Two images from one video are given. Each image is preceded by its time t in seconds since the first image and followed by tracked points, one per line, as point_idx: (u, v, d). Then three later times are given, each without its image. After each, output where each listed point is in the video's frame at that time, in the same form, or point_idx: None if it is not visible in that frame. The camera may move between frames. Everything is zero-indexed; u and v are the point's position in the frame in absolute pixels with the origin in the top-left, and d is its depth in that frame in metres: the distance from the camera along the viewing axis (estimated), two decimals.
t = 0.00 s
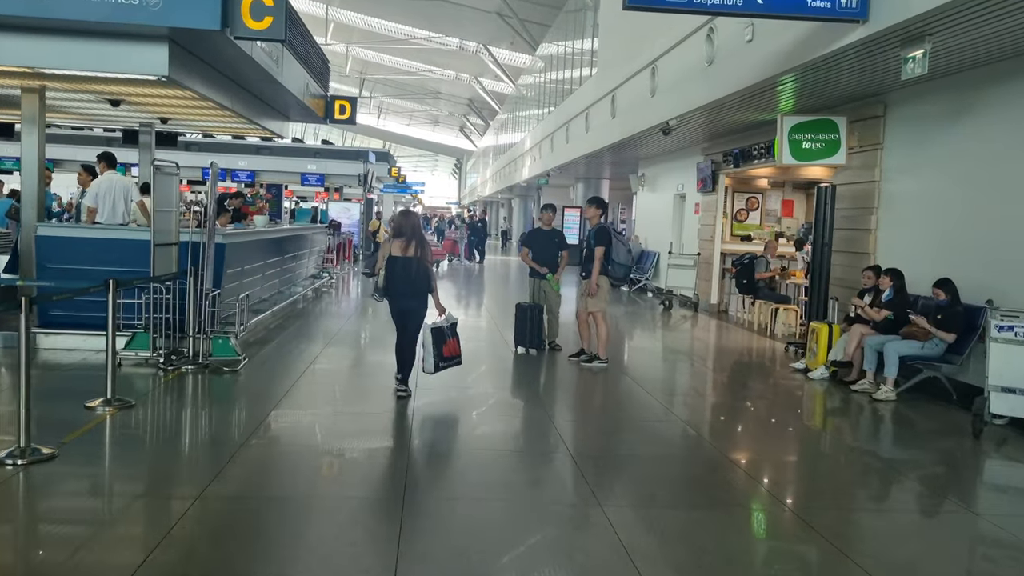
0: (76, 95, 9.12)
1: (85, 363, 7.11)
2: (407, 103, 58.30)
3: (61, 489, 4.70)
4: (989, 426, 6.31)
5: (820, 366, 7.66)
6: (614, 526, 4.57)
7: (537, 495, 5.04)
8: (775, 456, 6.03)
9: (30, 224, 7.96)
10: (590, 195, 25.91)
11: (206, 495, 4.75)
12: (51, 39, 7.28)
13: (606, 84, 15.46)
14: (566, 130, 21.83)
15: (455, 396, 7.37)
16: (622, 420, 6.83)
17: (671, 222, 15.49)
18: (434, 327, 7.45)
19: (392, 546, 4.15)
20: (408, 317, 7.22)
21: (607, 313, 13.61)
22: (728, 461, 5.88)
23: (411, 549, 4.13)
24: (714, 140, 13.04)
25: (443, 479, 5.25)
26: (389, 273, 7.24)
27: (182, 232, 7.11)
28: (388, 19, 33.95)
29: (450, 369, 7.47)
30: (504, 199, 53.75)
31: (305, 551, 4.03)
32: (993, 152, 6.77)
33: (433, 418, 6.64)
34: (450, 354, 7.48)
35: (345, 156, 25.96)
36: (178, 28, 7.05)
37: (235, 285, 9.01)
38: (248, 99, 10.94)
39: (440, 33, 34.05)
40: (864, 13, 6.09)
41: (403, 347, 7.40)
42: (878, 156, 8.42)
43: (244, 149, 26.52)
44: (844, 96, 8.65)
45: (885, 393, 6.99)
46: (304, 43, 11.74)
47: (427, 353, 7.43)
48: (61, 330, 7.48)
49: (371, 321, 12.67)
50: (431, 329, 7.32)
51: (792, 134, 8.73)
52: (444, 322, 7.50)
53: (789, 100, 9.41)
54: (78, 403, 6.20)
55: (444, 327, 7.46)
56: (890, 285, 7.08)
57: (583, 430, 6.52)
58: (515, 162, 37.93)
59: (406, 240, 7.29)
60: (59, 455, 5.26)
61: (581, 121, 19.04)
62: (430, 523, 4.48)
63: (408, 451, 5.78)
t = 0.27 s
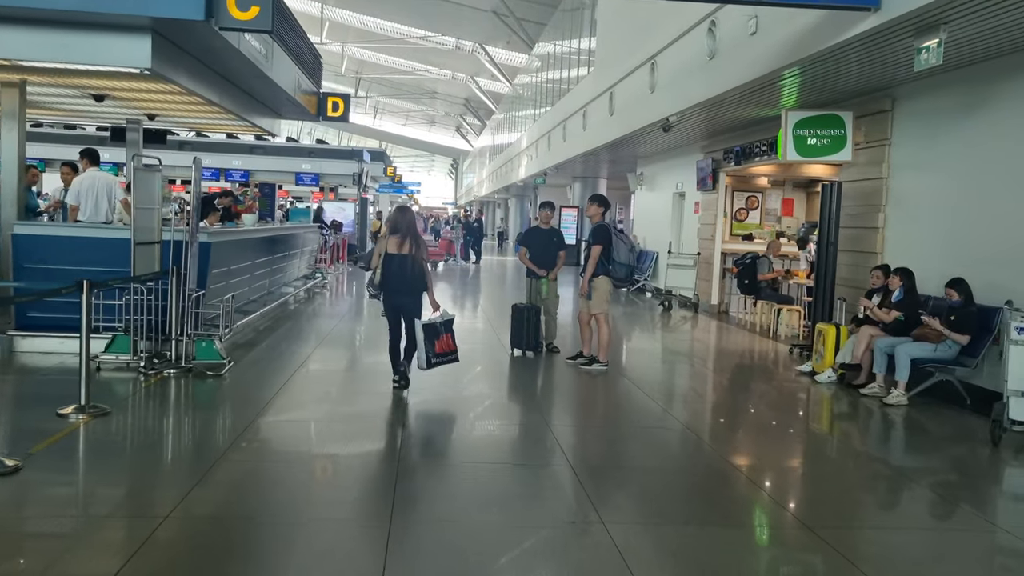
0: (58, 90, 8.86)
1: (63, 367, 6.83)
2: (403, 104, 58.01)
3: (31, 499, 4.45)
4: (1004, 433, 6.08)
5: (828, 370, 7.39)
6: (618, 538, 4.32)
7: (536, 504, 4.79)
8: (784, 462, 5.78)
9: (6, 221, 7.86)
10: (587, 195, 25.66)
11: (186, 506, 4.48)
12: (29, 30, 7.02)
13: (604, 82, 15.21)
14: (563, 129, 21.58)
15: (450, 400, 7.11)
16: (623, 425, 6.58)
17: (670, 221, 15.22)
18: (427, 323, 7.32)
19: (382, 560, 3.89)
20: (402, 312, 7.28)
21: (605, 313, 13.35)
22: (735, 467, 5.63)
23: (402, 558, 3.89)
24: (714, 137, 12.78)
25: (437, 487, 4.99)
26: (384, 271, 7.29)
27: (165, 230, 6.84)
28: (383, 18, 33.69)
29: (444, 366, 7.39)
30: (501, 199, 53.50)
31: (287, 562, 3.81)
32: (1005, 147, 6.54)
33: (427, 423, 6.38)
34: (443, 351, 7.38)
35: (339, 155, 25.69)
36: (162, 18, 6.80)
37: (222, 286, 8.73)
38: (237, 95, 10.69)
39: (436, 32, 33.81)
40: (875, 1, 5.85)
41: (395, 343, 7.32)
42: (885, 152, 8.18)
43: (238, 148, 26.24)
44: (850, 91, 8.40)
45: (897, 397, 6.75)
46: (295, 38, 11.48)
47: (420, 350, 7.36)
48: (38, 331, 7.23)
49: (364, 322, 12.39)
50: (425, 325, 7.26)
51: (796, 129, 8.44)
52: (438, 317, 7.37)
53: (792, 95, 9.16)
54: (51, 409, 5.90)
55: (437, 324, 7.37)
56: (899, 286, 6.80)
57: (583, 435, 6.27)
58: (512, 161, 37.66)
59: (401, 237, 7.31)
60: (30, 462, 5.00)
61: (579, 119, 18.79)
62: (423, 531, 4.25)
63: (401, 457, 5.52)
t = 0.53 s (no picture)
0: (38, 89, 8.57)
1: (37, 379, 6.52)
2: (397, 105, 57.74)
3: None
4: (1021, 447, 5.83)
5: (836, 380, 7.14)
6: (622, 565, 4.05)
7: (535, 527, 4.52)
8: (793, 479, 5.52)
9: None
10: (583, 197, 25.41)
11: (162, 532, 4.20)
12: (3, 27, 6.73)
13: (601, 82, 14.96)
14: (559, 130, 21.32)
15: (444, 412, 6.84)
16: (623, 438, 6.31)
17: (668, 224, 14.97)
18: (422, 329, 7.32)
19: None
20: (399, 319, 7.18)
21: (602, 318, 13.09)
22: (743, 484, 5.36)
23: None
24: (713, 139, 12.54)
25: (430, 509, 4.72)
26: (379, 278, 7.11)
27: (144, 235, 6.55)
28: (377, 19, 33.40)
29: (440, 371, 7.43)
30: (496, 200, 53.25)
31: None
32: (1020, 149, 6.30)
33: (420, 437, 6.11)
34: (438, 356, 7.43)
35: (332, 157, 25.40)
36: (142, 15, 6.52)
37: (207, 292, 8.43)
38: (224, 96, 10.42)
39: (430, 33, 33.54)
40: None
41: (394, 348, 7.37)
42: (891, 154, 7.93)
43: (230, 150, 25.94)
44: (856, 92, 8.15)
45: (909, 410, 6.49)
46: (284, 37, 11.21)
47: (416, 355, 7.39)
48: (12, 341, 6.94)
49: (356, 327, 12.11)
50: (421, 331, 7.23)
51: (801, 130, 8.17)
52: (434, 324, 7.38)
53: (795, 95, 8.91)
54: (21, 425, 5.55)
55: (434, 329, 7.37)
56: (909, 293, 6.54)
57: (582, 450, 6.00)
58: (507, 163, 37.41)
59: (398, 243, 7.19)
60: None
61: (575, 120, 18.53)
62: (413, 560, 3.98)
63: (392, 476, 5.25)
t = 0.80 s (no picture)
0: (20, 83, 8.30)
1: (14, 383, 6.26)
2: (391, 104, 57.43)
3: None
4: None
5: (848, 383, 6.89)
6: None
7: (539, 537, 4.27)
8: (807, 487, 5.27)
9: None
10: (579, 196, 25.14)
11: (143, 545, 3.93)
12: None
13: (598, 79, 14.72)
14: (555, 128, 21.08)
15: (441, 415, 6.59)
16: (626, 443, 6.06)
17: (667, 223, 14.73)
18: (426, 324, 7.41)
19: None
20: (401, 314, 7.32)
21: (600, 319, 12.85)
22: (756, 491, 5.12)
23: None
24: (713, 136, 12.31)
25: (426, 518, 4.46)
26: (383, 271, 7.28)
27: (127, 233, 6.28)
28: (370, 17, 33.12)
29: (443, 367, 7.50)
30: (490, 200, 52.96)
31: None
32: None
33: (415, 442, 5.86)
34: (440, 351, 7.46)
35: (325, 155, 25.11)
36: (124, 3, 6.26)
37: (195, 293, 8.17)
38: (213, 90, 10.15)
39: (424, 31, 33.27)
40: None
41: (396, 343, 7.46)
42: (900, 149, 7.70)
43: (222, 149, 25.65)
44: (864, 86, 7.92)
45: (924, 414, 6.25)
46: (275, 31, 10.95)
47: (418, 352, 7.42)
48: None
49: (349, 327, 11.84)
50: (423, 327, 7.32)
51: (807, 126, 7.93)
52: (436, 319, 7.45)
53: (800, 91, 8.68)
54: None
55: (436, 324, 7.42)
56: (922, 293, 6.31)
57: (584, 455, 5.75)
58: (502, 162, 37.15)
59: (400, 238, 7.34)
60: None
61: (571, 118, 18.28)
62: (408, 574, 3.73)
63: (388, 483, 4.99)
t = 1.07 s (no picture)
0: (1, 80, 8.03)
1: None
2: (385, 105, 57.13)
3: None
4: None
5: (859, 392, 6.64)
6: None
7: (542, 553, 4.03)
8: (819, 498, 5.04)
9: None
10: (575, 197, 24.90)
11: (120, 563, 3.67)
12: None
13: (596, 78, 14.49)
14: (551, 129, 20.83)
15: (436, 424, 6.34)
16: (629, 453, 5.83)
17: (665, 224, 14.49)
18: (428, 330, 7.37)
19: None
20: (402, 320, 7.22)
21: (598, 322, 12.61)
22: (769, 504, 4.88)
23: None
24: (714, 136, 12.08)
25: (422, 531, 4.23)
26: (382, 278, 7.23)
27: (108, 236, 6.01)
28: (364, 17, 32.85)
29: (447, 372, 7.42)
30: (486, 200, 52.68)
31: None
32: None
33: (410, 451, 5.61)
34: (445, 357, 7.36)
35: (319, 156, 24.83)
36: None
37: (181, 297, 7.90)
38: (202, 88, 9.91)
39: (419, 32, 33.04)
40: None
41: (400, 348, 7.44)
42: (910, 149, 7.48)
43: (215, 150, 25.37)
44: (871, 84, 7.70)
45: (940, 425, 6.02)
46: (266, 28, 10.71)
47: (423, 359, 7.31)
48: None
49: (342, 331, 11.57)
50: (427, 334, 7.26)
51: (814, 125, 7.70)
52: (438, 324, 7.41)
53: (805, 89, 8.46)
54: None
55: (438, 330, 7.30)
56: (937, 298, 6.07)
57: (586, 465, 5.51)
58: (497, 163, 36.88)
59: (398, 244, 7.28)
60: None
61: (568, 119, 18.05)
62: None
63: (382, 495, 4.74)
